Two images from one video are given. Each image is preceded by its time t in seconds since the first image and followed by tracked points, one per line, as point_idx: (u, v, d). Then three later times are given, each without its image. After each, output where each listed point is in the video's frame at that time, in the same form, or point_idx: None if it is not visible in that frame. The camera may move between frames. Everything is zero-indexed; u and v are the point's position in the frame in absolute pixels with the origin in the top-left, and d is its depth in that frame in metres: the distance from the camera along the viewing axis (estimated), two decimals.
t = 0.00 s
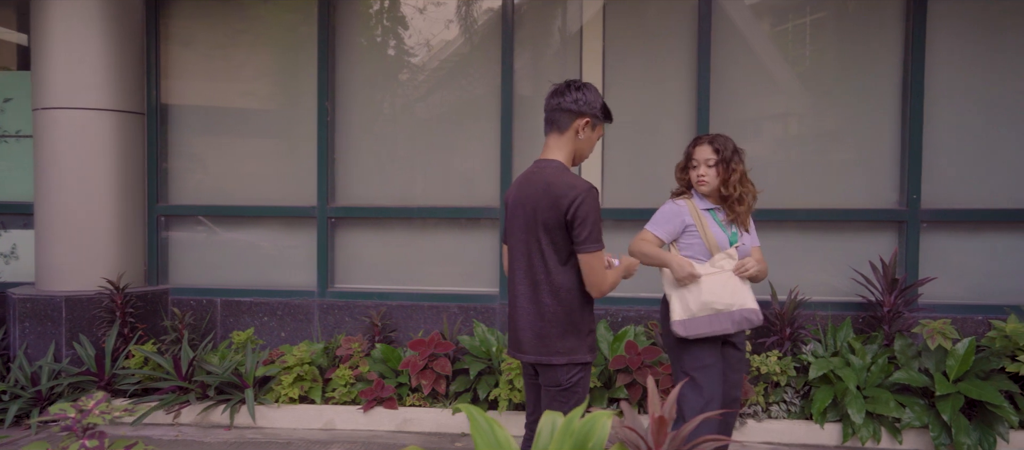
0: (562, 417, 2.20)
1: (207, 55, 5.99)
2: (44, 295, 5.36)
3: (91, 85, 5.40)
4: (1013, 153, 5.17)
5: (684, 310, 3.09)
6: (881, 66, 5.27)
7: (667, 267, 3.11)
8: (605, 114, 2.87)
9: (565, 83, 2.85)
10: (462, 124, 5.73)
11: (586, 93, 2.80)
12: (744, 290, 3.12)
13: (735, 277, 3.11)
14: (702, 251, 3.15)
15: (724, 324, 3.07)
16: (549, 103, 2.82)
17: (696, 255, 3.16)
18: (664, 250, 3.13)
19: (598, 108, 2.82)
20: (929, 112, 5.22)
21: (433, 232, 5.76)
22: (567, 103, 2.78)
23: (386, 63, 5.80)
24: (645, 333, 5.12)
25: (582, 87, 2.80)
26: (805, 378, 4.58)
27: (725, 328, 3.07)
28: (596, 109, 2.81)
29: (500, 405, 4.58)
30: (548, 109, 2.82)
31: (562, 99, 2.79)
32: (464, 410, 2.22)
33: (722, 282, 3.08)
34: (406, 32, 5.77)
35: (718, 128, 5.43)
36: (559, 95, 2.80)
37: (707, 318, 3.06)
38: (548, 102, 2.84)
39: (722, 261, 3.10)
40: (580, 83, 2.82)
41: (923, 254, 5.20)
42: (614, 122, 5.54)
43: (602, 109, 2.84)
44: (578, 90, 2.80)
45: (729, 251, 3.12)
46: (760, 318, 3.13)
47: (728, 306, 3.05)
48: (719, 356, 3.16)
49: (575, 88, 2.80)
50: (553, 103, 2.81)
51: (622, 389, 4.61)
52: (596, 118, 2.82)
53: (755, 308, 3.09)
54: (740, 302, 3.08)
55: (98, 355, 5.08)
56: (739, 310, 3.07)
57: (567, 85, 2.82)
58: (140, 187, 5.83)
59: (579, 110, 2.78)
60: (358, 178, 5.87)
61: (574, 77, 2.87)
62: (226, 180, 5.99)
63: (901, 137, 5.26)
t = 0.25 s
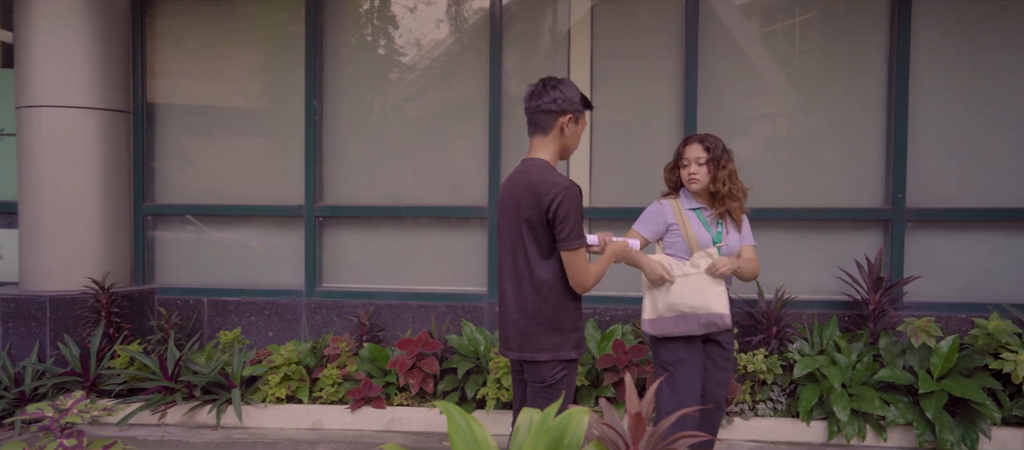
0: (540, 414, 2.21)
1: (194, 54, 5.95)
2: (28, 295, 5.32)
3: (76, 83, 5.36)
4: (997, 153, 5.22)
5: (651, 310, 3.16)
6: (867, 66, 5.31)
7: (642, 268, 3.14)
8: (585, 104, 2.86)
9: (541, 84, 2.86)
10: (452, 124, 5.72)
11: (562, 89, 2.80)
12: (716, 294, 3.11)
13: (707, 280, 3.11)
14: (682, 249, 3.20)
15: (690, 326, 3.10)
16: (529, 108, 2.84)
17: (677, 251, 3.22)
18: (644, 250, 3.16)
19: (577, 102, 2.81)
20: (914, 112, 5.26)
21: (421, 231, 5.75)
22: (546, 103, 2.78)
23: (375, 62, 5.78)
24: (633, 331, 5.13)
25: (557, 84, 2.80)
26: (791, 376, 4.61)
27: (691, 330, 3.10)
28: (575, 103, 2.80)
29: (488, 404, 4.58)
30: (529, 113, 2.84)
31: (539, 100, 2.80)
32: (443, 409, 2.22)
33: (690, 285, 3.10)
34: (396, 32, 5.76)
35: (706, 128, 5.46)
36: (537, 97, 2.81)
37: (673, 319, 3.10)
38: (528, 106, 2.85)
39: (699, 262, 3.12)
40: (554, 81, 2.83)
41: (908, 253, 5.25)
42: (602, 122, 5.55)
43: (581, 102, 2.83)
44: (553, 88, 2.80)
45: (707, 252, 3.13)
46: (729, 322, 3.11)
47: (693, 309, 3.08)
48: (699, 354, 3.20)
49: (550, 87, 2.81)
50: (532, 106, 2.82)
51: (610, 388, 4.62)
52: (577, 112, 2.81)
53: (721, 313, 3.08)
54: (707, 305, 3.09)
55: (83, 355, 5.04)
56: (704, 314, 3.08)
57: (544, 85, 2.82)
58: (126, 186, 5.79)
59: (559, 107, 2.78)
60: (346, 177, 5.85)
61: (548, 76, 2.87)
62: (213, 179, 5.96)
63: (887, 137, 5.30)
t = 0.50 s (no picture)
0: (522, 412, 2.21)
1: (184, 52, 5.92)
2: (15, 295, 5.28)
3: (64, 82, 5.32)
4: (983, 154, 5.26)
5: (625, 310, 3.23)
6: (856, 67, 5.34)
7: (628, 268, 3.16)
8: (564, 101, 2.88)
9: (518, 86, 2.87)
10: (443, 123, 5.72)
11: (540, 89, 2.81)
12: (685, 297, 3.10)
13: (677, 283, 3.10)
14: (668, 248, 3.22)
15: (658, 327, 3.14)
16: (509, 111, 2.84)
17: (663, 251, 3.23)
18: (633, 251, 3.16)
19: (557, 100, 2.82)
20: (902, 113, 5.30)
21: (412, 231, 5.74)
22: (526, 104, 2.79)
23: (366, 62, 5.77)
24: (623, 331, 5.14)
25: (535, 84, 2.82)
26: (779, 375, 4.62)
27: (660, 332, 3.14)
28: (555, 101, 2.81)
29: (477, 404, 4.58)
30: (509, 116, 2.84)
31: (519, 102, 2.81)
32: (425, 408, 2.22)
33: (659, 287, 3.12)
34: (388, 31, 5.75)
35: (697, 129, 5.48)
36: (516, 99, 2.82)
37: (643, 320, 3.16)
38: (508, 110, 2.85)
39: (678, 263, 3.12)
40: (531, 81, 2.84)
41: (896, 253, 5.28)
42: (593, 122, 5.56)
43: (560, 99, 2.84)
44: (531, 89, 2.81)
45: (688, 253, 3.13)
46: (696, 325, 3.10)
47: (659, 311, 3.11)
48: (682, 353, 3.23)
49: (527, 88, 2.82)
50: (512, 109, 2.83)
51: (599, 387, 4.63)
52: (557, 110, 2.82)
53: (687, 316, 3.08)
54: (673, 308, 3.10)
55: (70, 355, 5.01)
56: (670, 317, 3.10)
57: (521, 86, 2.83)
58: (114, 185, 5.76)
59: (539, 106, 2.79)
60: (336, 177, 5.84)
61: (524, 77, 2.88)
62: (202, 179, 5.93)
63: (875, 137, 5.33)
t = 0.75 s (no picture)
0: (511, 411, 2.22)
1: (175, 51, 5.90)
2: (4, 295, 5.25)
3: (53, 81, 5.29)
4: (971, 154, 5.30)
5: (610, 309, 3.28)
6: (846, 68, 5.38)
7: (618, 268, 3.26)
8: (556, 107, 2.89)
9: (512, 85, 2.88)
10: (435, 123, 5.72)
11: (533, 91, 2.82)
12: (663, 295, 3.10)
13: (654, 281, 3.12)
14: (655, 248, 3.29)
15: (638, 325, 3.16)
16: (501, 109, 2.85)
17: (650, 252, 3.31)
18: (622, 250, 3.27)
19: (548, 104, 2.84)
20: (892, 113, 5.33)
21: (404, 231, 5.74)
22: (517, 104, 2.80)
23: (358, 62, 5.76)
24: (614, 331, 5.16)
25: (528, 86, 2.83)
26: (770, 374, 4.65)
27: (641, 329, 3.16)
28: (546, 104, 2.83)
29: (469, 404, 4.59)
30: (500, 114, 2.85)
31: (512, 101, 2.82)
32: (413, 408, 2.22)
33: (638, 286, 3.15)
34: (380, 31, 5.74)
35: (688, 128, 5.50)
36: (509, 98, 2.83)
37: (623, 318, 3.20)
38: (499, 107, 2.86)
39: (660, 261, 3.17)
40: (525, 83, 2.85)
41: (885, 253, 5.32)
42: (584, 122, 5.57)
43: (552, 103, 2.86)
44: (525, 90, 2.82)
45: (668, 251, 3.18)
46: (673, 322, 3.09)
47: (637, 309, 3.14)
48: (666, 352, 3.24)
49: (522, 89, 2.83)
50: (504, 107, 2.84)
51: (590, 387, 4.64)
52: (548, 113, 2.84)
53: (663, 313, 3.07)
54: (649, 305, 3.11)
55: (60, 356, 4.98)
56: (648, 314, 3.11)
57: (514, 87, 2.84)
58: (105, 185, 5.73)
59: (530, 107, 2.80)
60: (328, 177, 5.83)
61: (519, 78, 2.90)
62: (193, 179, 5.91)
63: (864, 138, 5.36)
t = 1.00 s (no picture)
0: (500, 409, 2.23)
1: (169, 51, 5.89)
2: None
3: (45, 80, 5.27)
4: (962, 154, 5.34)
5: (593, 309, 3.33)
6: (838, 69, 5.40)
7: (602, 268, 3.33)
8: (545, 107, 2.89)
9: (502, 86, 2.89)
10: (429, 123, 5.72)
11: (522, 92, 2.83)
12: (639, 292, 3.14)
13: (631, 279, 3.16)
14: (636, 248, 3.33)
15: (618, 323, 3.20)
16: (490, 108, 2.86)
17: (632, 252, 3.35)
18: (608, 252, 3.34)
19: (537, 104, 2.84)
20: (884, 114, 5.36)
21: (397, 231, 5.74)
22: (506, 104, 2.80)
23: (353, 62, 5.76)
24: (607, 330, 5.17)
25: (518, 87, 2.83)
26: (762, 373, 4.66)
27: (621, 328, 3.20)
28: (535, 105, 2.83)
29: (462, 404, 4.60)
30: (490, 114, 2.86)
31: (501, 102, 2.82)
32: (402, 407, 2.23)
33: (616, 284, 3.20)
34: (375, 31, 5.74)
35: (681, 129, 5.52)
36: (498, 98, 2.84)
37: (603, 317, 3.24)
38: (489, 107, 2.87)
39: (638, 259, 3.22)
40: (514, 84, 2.85)
41: (876, 252, 5.35)
42: (578, 122, 5.58)
43: (541, 104, 2.86)
44: (514, 91, 2.83)
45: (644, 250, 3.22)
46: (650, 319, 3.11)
47: (615, 307, 3.18)
48: (651, 351, 3.25)
49: (511, 90, 2.83)
50: (493, 107, 2.85)
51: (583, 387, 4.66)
52: (537, 114, 2.84)
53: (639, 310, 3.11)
54: (627, 303, 3.15)
55: (51, 356, 4.97)
56: (625, 312, 3.15)
57: (504, 87, 2.85)
58: (97, 184, 5.72)
59: (518, 109, 2.80)
60: (322, 177, 5.82)
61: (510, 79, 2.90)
62: (186, 178, 5.90)
63: (856, 138, 5.39)
